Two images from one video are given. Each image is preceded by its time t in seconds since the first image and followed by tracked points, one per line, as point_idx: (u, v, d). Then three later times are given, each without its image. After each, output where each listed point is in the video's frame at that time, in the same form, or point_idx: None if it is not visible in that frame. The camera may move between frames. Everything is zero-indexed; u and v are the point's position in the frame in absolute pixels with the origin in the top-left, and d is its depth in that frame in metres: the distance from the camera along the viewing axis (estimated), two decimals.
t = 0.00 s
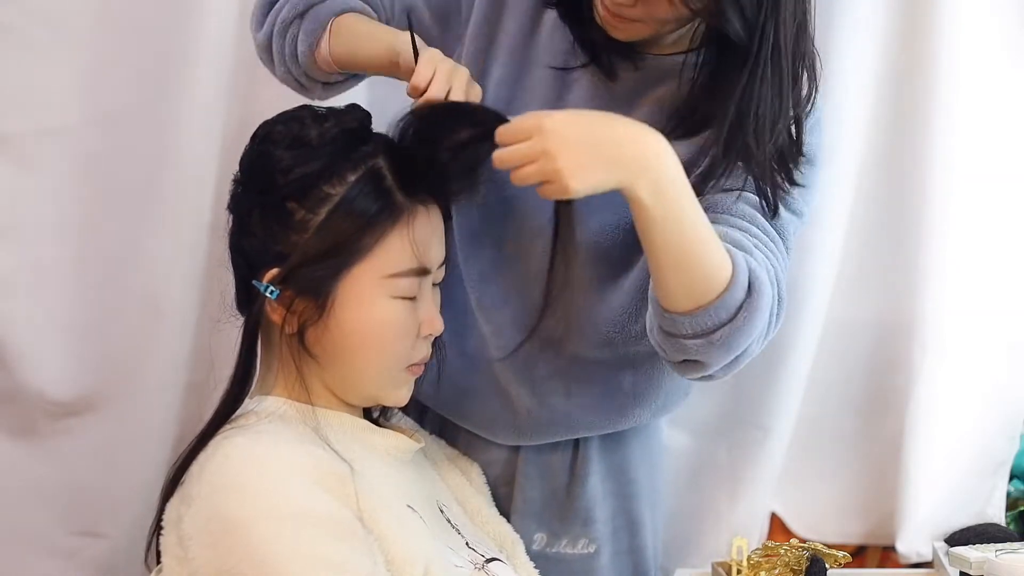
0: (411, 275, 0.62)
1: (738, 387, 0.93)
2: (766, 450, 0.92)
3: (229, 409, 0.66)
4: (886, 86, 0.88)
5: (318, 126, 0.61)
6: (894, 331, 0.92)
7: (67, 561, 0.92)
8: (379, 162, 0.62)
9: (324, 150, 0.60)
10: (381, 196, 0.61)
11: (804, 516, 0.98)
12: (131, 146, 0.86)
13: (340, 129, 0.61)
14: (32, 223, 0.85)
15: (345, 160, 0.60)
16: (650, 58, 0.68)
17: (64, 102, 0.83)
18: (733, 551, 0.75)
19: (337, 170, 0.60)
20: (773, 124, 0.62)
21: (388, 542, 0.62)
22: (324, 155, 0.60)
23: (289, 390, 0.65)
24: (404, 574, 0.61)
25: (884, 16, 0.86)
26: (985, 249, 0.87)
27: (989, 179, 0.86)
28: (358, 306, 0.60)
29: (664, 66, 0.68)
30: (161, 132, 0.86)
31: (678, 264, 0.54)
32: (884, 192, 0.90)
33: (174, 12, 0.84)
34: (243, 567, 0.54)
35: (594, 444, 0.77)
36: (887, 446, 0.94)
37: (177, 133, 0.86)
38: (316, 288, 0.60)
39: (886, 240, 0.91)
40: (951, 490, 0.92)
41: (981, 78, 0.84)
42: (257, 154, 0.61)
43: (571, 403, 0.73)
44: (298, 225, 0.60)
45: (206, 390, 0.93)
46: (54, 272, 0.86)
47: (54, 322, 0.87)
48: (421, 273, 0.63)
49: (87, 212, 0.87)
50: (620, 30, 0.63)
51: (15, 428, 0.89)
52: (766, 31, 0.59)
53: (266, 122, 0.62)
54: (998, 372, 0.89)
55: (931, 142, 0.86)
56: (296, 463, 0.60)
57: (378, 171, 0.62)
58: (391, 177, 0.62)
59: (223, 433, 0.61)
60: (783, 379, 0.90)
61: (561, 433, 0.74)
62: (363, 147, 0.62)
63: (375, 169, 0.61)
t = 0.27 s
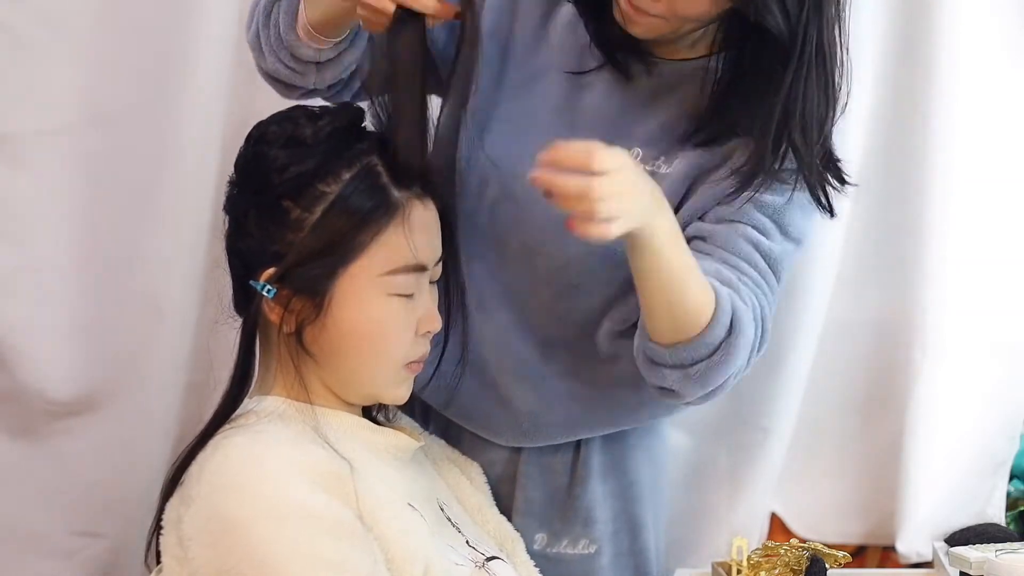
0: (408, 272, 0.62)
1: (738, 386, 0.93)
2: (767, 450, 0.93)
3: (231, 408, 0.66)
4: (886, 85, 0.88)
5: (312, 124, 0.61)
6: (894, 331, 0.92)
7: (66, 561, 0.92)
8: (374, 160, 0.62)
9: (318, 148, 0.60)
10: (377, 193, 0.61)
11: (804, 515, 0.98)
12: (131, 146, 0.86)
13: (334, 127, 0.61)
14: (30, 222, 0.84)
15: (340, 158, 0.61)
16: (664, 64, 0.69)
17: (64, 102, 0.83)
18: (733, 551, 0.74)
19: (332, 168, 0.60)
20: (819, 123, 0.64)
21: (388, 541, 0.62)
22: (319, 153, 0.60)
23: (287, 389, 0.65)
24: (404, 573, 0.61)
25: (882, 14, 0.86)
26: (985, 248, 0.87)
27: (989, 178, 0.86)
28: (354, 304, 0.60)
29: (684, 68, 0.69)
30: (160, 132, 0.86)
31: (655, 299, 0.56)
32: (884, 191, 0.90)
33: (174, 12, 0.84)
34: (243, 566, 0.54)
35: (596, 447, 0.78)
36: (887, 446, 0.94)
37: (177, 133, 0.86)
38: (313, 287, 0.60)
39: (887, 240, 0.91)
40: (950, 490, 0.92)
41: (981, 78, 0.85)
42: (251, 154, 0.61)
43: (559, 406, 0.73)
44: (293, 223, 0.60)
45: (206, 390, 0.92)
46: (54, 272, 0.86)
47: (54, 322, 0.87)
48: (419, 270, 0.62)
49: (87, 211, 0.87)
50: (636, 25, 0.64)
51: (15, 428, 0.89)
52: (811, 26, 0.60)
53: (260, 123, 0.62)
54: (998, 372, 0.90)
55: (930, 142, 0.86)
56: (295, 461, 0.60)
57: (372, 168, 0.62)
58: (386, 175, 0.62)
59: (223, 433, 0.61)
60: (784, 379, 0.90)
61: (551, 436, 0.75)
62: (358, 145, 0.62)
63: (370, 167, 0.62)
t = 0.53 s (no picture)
0: (409, 272, 0.62)
1: (738, 387, 0.93)
2: (766, 450, 0.92)
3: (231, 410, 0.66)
4: (887, 85, 0.88)
5: (314, 124, 0.60)
6: (894, 331, 0.91)
7: (66, 561, 0.92)
8: (375, 160, 0.62)
9: (321, 148, 0.60)
10: (379, 194, 0.61)
11: (804, 515, 0.98)
12: (131, 145, 0.86)
13: (336, 127, 0.61)
14: (31, 222, 0.85)
15: (342, 159, 0.60)
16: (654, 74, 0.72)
17: (64, 102, 0.83)
18: (733, 551, 0.75)
19: (334, 169, 0.60)
20: (806, 172, 0.65)
21: (388, 542, 0.62)
22: (321, 154, 0.60)
23: (288, 390, 0.65)
24: (404, 573, 0.61)
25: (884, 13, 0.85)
26: (985, 248, 0.88)
27: (989, 178, 0.86)
28: (356, 305, 0.60)
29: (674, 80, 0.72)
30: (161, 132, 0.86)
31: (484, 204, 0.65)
32: (884, 191, 0.90)
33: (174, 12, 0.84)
34: (244, 566, 0.54)
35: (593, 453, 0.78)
36: (887, 446, 0.94)
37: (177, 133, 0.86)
38: (315, 288, 0.60)
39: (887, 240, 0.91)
40: (950, 490, 0.92)
41: (982, 78, 0.85)
42: (253, 154, 0.61)
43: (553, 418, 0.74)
44: (295, 224, 0.60)
45: (207, 390, 0.92)
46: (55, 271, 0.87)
47: (54, 322, 0.87)
48: (421, 271, 0.62)
49: (87, 211, 0.86)
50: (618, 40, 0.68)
51: (14, 428, 0.89)
52: (805, 73, 0.61)
53: (262, 122, 0.62)
54: (997, 372, 0.90)
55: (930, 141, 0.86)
56: (295, 462, 0.60)
57: (374, 169, 0.62)
58: (388, 176, 0.62)
59: (223, 434, 0.61)
60: (784, 380, 0.90)
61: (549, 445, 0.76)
62: (360, 146, 0.62)
63: (371, 168, 0.61)
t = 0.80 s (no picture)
0: (410, 271, 0.62)
1: (737, 387, 0.93)
2: (766, 451, 0.92)
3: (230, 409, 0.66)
4: (886, 84, 0.88)
5: (317, 124, 0.61)
6: (894, 331, 0.91)
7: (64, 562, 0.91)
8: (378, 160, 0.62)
9: (324, 148, 0.60)
10: (380, 193, 0.61)
11: (805, 515, 0.97)
12: (131, 145, 0.86)
13: (338, 128, 0.62)
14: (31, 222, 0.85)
15: (345, 158, 0.61)
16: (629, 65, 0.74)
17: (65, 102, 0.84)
18: (733, 551, 0.75)
19: (337, 168, 0.60)
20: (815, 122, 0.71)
21: (388, 541, 0.62)
22: (324, 154, 0.60)
23: (288, 389, 0.65)
24: (404, 572, 0.61)
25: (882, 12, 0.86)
26: (984, 249, 0.88)
27: (987, 178, 0.86)
28: (357, 304, 0.60)
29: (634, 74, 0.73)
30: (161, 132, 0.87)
31: (584, 318, 0.72)
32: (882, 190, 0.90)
33: (175, 14, 0.85)
34: (243, 566, 0.54)
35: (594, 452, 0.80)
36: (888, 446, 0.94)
37: (178, 133, 0.86)
38: (316, 287, 0.60)
39: (886, 240, 0.91)
40: (950, 491, 0.92)
41: (982, 78, 0.85)
42: (256, 153, 0.61)
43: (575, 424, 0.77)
44: (297, 224, 0.60)
45: (208, 387, 0.94)
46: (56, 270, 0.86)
47: (55, 320, 0.86)
48: (422, 270, 0.62)
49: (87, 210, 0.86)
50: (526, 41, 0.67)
51: (14, 428, 0.87)
52: (808, 27, 0.65)
53: (265, 122, 0.62)
54: (997, 371, 0.90)
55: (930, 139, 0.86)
56: (296, 461, 0.59)
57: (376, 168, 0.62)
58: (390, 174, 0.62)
59: (223, 434, 0.61)
60: (783, 379, 0.90)
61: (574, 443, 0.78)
62: (362, 146, 0.62)
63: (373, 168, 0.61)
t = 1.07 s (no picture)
0: (411, 273, 0.62)
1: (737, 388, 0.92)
2: (766, 451, 0.91)
3: (230, 408, 0.66)
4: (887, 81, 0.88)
5: (322, 124, 0.62)
6: (895, 330, 0.91)
7: (64, 562, 0.91)
8: (382, 161, 0.62)
9: (328, 147, 0.60)
10: (383, 194, 0.61)
11: (805, 516, 0.96)
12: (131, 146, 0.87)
13: (343, 129, 0.62)
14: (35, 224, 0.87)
15: (349, 159, 0.61)
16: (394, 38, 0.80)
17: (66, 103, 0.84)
18: (734, 551, 0.75)
19: (340, 168, 0.60)
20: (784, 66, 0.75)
21: (388, 542, 0.62)
22: (327, 153, 0.60)
23: (289, 389, 0.65)
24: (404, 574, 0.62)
25: (885, 11, 0.86)
26: (986, 247, 0.88)
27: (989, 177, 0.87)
28: (358, 305, 0.60)
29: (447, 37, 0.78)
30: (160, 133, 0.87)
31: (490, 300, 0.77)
32: (882, 190, 0.90)
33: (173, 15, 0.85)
34: (243, 567, 0.54)
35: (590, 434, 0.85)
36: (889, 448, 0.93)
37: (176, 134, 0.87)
38: (317, 287, 0.60)
39: (886, 239, 0.91)
40: (951, 491, 0.92)
41: (982, 78, 0.86)
42: (259, 151, 0.61)
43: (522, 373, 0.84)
44: (300, 222, 0.60)
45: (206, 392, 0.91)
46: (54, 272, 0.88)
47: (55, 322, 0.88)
48: (424, 272, 0.62)
49: (86, 210, 0.87)
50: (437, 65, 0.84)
51: (17, 430, 0.90)
52: None
53: (269, 121, 0.62)
54: (998, 370, 0.90)
55: (931, 137, 0.86)
56: (297, 462, 0.59)
57: (380, 169, 0.61)
58: (394, 175, 0.62)
59: (224, 433, 0.61)
60: (783, 379, 0.90)
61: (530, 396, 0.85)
62: (366, 146, 0.62)
63: (377, 168, 0.61)
